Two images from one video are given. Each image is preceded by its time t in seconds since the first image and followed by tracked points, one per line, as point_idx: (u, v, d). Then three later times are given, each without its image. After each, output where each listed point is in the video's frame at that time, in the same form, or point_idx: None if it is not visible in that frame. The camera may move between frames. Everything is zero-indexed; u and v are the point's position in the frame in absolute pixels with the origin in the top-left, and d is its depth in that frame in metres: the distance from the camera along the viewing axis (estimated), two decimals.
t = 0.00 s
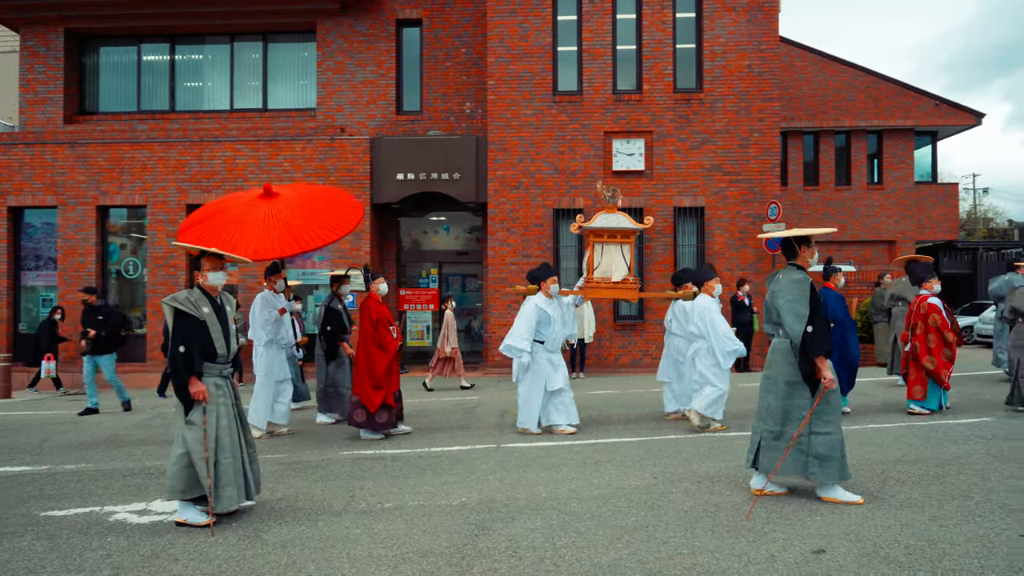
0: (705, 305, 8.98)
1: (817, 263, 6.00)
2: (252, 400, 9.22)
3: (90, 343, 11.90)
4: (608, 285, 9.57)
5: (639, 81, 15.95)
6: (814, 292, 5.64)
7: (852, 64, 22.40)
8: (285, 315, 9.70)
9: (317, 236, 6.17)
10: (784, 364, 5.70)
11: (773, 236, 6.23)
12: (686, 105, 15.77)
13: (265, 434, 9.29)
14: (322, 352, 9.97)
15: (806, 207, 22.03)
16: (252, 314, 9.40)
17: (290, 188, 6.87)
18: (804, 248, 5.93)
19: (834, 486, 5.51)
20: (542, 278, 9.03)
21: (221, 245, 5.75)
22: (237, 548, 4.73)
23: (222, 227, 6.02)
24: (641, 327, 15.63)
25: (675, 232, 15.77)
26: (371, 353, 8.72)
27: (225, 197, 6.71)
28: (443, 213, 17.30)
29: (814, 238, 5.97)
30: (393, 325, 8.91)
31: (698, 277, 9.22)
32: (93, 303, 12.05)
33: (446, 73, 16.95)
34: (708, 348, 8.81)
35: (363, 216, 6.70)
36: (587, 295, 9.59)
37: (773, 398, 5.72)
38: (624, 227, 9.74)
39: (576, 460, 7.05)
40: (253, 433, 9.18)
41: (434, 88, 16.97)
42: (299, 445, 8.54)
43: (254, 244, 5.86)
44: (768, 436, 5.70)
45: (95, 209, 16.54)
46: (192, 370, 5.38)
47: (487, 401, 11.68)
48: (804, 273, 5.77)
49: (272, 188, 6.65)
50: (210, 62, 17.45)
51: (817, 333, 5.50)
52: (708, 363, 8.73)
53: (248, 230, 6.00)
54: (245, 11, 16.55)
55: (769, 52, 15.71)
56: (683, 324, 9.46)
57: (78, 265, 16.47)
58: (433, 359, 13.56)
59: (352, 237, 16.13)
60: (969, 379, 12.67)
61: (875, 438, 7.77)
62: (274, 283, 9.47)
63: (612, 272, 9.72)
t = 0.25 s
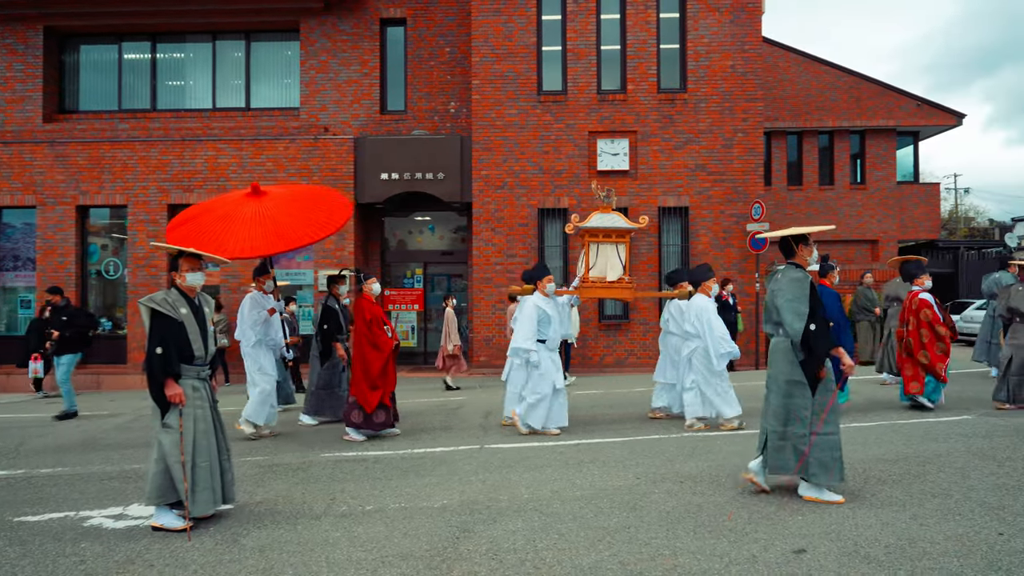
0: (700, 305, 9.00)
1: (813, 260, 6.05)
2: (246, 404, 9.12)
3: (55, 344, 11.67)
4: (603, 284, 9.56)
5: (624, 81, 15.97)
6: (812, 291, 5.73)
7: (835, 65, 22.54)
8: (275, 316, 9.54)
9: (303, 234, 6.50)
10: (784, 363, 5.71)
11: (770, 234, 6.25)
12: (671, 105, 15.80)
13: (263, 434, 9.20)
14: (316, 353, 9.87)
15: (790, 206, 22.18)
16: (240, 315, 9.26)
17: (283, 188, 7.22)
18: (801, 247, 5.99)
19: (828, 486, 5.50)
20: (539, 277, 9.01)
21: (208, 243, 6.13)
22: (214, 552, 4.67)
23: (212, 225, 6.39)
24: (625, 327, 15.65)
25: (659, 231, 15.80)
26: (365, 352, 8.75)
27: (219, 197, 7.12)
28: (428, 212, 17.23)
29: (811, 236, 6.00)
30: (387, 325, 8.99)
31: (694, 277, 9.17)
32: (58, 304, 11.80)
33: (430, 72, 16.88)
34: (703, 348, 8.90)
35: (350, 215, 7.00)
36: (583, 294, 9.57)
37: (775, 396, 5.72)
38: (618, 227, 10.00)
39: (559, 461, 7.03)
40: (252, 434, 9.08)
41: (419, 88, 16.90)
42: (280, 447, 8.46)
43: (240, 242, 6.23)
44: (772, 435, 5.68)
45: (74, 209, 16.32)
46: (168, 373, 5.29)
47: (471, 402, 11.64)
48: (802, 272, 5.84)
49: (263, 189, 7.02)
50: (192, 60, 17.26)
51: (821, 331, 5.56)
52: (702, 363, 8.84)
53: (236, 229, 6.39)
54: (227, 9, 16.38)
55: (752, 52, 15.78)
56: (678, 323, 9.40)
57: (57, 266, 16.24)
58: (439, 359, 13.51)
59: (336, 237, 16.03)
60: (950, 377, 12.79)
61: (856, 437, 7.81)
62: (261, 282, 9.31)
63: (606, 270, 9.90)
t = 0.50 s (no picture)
0: (699, 306, 8.98)
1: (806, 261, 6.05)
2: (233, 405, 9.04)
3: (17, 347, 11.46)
4: (598, 286, 9.21)
5: (607, 81, 15.99)
6: (806, 291, 5.71)
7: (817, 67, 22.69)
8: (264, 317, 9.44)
9: (293, 232, 6.50)
10: (778, 363, 5.70)
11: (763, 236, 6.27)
12: (654, 106, 15.84)
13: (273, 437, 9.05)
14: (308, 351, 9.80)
15: (772, 207, 22.33)
16: (229, 317, 9.11)
17: (273, 188, 7.24)
18: (793, 247, 5.99)
19: (811, 489, 5.53)
20: (534, 279, 9.02)
21: (198, 242, 6.14)
22: (188, 559, 4.60)
23: (201, 225, 6.41)
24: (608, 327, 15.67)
25: (642, 232, 15.84)
26: (354, 353, 8.69)
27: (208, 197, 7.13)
28: (411, 213, 17.15)
29: (802, 238, 6.03)
30: (376, 327, 8.88)
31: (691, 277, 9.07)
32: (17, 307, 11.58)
33: (414, 72, 16.81)
34: (701, 349, 8.87)
35: (341, 214, 7.01)
36: (576, 296, 9.26)
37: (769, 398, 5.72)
38: (613, 227, 9.39)
39: (540, 463, 7.00)
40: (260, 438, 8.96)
41: (402, 87, 16.81)
42: (260, 450, 8.38)
43: (229, 240, 6.23)
44: (762, 437, 5.71)
45: (51, 208, 16.08)
46: (141, 377, 5.20)
47: (454, 403, 11.59)
48: (795, 272, 5.83)
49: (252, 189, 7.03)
50: (172, 58, 17.05)
51: (816, 331, 5.56)
52: (700, 364, 8.83)
53: (225, 228, 6.39)
54: (208, 7, 16.20)
55: (735, 54, 15.85)
56: (673, 323, 9.33)
57: (33, 266, 15.98)
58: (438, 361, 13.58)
59: (319, 237, 15.91)
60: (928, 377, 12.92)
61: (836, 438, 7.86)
62: (251, 284, 9.18)
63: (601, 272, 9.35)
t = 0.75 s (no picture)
0: (690, 306, 8.93)
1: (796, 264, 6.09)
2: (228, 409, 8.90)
3: None
4: (592, 289, 9.16)
5: (590, 83, 16.01)
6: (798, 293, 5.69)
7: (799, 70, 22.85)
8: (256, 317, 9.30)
9: (290, 229, 6.58)
10: (769, 365, 5.70)
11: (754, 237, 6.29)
12: (637, 108, 15.88)
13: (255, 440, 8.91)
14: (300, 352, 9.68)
15: (754, 209, 22.47)
16: (218, 317, 9.00)
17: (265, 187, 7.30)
18: (784, 249, 6.01)
19: (788, 489, 5.58)
20: (532, 280, 9.01)
21: (198, 240, 6.23)
22: (160, 565, 4.52)
23: (197, 222, 6.47)
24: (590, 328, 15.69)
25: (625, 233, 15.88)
26: (341, 356, 8.61)
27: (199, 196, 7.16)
28: (393, 213, 17.06)
29: (793, 241, 6.05)
30: (364, 329, 8.79)
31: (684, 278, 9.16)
32: None
33: (396, 71, 16.73)
34: (693, 347, 8.86)
35: (336, 212, 7.09)
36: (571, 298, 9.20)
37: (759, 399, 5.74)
38: (607, 228, 9.27)
39: (521, 465, 6.98)
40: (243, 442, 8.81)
41: (385, 87, 16.73)
42: (238, 453, 8.28)
43: (228, 237, 6.32)
44: (752, 438, 5.74)
45: (26, 207, 15.80)
46: (115, 381, 5.12)
47: (436, 404, 11.53)
48: (786, 273, 5.82)
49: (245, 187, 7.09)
50: (151, 55, 16.82)
51: (805, 333, 5.55)
52: (692, 363, 8.80)
53: (223, 225, 6.47)
54: (188, 3, 16.00)
55: (717, 56, 15.94)
56: (666, 324, 9.48)
57: (7, 265, 15.70)
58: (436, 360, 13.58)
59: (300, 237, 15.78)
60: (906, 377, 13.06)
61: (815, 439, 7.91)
62: (240, 284, 9.06)
63: (594, 274, 9.29)
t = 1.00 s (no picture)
0: (683, 306, 8.90)
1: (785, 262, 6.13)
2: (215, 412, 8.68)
3: None
4: (590, 288, 9.12)
5: (573, 83, 16.01)
6: (790, 291, 5.73)
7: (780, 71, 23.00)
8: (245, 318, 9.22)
9: (290, 226, 6.56)
10: (759, 362, 5.70)
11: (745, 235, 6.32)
12: (620, 108, 15.91)
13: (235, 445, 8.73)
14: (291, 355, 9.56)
15: (737, 209, 22.61)
16: (208, 316, 8.93)
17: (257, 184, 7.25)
18: (775, 247, 6.04)
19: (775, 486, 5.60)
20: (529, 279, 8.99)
21: (199, 238, 6.18)
22: (133, 572, 4.43)
23: (195, 220, 6.41)
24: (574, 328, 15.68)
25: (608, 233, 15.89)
26: (330, 357, 8.54)
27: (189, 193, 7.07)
28: (376, 213, 16.95)
29: (784, 239, 6.08)
30: (356, 331, 8.73)
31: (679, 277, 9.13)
32: None
33: (379, 71, 16.63)
34: (682, 348, 8.86)
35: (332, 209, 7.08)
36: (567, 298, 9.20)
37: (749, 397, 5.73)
38: (603, 228, 9.27)
39: (503, 467, 6.94)
40: (223, 445, 8.62)
41: (367, 86, 16.63)
42: (217, 456, 8.18)
43: (230, 235, 6.29)
44: (742, 436, 5.72)
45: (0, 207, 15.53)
46: (97, 384, 5.02)
47: (418, 406, 11.47)
48: (775, 271, 5.85)
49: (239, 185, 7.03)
50: (129, 53, 16.58)
51: (796, 330, 5.58)
52: (680, 364, 8.80)
53: (224, 223, 6.43)
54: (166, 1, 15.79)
55: (699, 57, 16.00)
56: (660, 325, 9.37)
57: None
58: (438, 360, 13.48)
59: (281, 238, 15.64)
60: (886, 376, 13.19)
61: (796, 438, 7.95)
62: (230, 284, 8.99)
63: (591, 273, 9.26)
